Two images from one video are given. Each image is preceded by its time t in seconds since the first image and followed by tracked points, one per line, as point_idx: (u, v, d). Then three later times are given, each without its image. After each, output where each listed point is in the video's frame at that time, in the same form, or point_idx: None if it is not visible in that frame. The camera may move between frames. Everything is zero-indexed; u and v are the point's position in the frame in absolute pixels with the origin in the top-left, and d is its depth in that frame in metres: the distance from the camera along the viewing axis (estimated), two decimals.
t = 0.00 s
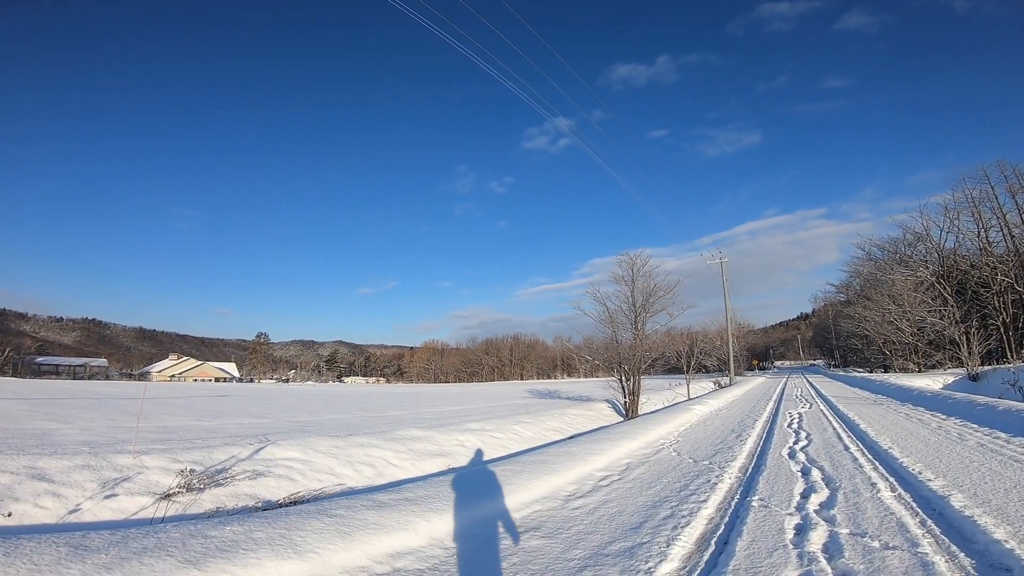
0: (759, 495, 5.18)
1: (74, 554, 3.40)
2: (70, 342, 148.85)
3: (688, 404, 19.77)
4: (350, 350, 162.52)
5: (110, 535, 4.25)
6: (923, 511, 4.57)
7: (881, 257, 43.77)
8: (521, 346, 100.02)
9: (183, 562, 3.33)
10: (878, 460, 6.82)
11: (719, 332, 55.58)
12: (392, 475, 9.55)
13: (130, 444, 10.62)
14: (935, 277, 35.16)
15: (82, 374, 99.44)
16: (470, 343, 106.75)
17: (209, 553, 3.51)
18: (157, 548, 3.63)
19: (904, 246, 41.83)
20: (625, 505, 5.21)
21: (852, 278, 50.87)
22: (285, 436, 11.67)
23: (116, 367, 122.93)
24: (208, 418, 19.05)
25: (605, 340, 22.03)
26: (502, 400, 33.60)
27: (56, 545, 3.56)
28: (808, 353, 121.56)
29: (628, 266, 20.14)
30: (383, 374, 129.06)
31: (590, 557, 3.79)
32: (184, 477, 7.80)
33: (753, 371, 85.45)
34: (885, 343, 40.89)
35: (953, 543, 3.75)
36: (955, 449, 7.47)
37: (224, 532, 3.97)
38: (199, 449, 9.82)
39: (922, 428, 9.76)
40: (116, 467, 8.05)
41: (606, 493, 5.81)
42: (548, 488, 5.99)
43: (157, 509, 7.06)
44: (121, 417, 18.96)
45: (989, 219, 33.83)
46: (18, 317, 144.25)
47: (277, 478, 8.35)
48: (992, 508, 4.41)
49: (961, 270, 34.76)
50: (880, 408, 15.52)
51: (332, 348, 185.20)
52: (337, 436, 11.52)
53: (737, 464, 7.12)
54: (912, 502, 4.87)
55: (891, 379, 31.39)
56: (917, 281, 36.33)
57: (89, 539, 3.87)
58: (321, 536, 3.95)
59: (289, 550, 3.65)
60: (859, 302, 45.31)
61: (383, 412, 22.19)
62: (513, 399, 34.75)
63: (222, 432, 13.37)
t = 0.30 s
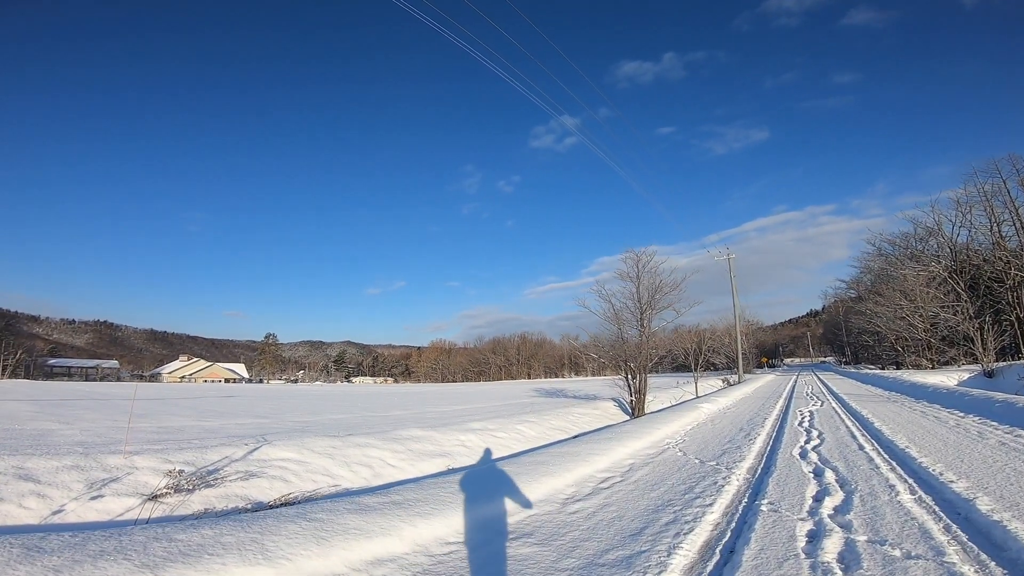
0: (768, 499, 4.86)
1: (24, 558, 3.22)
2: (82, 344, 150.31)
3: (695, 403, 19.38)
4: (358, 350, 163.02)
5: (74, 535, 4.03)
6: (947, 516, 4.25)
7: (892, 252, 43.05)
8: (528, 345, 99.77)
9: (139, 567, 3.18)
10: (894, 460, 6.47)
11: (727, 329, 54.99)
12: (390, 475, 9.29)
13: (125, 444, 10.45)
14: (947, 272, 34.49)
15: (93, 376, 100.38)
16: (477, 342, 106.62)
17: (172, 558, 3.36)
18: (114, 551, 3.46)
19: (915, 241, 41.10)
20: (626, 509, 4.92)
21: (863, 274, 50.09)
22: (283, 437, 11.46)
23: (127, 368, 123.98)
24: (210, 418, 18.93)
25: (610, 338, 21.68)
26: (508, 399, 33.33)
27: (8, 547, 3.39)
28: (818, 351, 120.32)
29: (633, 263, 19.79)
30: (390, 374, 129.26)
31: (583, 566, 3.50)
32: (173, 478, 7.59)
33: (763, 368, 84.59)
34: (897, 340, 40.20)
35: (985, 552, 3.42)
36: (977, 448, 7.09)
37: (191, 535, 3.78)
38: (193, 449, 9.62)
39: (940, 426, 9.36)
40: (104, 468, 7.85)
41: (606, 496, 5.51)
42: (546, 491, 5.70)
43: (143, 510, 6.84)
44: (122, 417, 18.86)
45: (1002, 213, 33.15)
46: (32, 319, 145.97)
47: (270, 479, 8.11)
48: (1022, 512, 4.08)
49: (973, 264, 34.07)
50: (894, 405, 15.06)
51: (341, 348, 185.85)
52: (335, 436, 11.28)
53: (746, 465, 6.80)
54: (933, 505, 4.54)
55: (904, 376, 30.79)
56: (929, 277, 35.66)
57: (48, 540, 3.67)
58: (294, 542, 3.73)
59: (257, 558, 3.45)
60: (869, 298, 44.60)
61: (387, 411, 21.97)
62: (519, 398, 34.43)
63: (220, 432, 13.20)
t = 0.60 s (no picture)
0: (781, 512, 4.51)
1: None
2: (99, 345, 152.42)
3: (706, 407, 18.93)
4: (369, 352, 163.68)
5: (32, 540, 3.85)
6: (978, 531, 3.88)
7: (908, 252, 42.14)
8: (538, 348, 99.47)
9: None
10: (917, 469, 6.07)
11: (739, 331, 54.15)
12: (387, 481, 9.03)
13: (121, 447, 10.31)
14: (965, 272, 33.65)
15: (108, 377, 101.70)
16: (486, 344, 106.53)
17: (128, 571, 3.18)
18: (68, 558, 3.31)
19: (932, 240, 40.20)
20: (627, 522, 4.59)
21: (878, 275, 49.12)
22: (281, 440, 11.25)
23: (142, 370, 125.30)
24: (214, 420, 18.84)
25: (618, 341, 21.30)
26: (516, 402, 33.03)
27: None
28: (833, 353, 118.36)
29: (641, 264, 19.40)
30: (401, 376, 129.59)
31: None
32: (163, 482, 7.39)
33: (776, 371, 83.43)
34: (913, 342, 39.30)
35: None
36: (1005, 457, 6.66)
37: (154, 545, 3.61)
38: (188, 453, 9.42)
39: (963, 432, 8.90)
40: (94, 471, 7.68)
41: (608, 507, 5.18)
42: (543, 502, 5.39)
43: (129, 515, 6.65)
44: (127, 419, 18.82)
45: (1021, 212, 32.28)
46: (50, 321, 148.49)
47: (263, 484, 7.88)
48: None
49: (992, 264, 33.19)
50: (912, 410, 14.55)
51: (352, 350, 186.75)
52: (334, 440, 11.04)
53: (758, 474, 6.43)
54: (960, 520, 4.17)
55: (921, 379, 30.00)
56: (946, 277, 34.83)
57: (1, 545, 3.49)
58: (265, 556, 3.50)
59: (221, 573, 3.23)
60: (885, 299, 43.69)
61: (391, 414, 21.74)
62: (527, 400, 34.09)
63: (220, 435, 13.05)
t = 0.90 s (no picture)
0: (788, 517, 4.22)
1: None
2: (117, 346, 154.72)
3: (716, 404, 18.55)
4: (381, 351, 164.41)
5: None
6: (1004, 539, 3.57)
7: (926, 245, 41.17)
8: (549, 345, 99.09)
9: None
10: (936, 469, 5.72)
11: (752, 327, 53.34)
12: (385, 480, 8.83)
13: (120, 446, 10.23)
14: (985, 265, 32.76)
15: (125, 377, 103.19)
16: (497, 342, 106.35)
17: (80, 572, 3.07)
18: (20, 556, 3.24)
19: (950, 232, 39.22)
20: (623, 527, 4.33)
21: (895, 269, 48.08)
22: (281, 439, 11.10)
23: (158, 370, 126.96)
24: (220, 419, 18.82)
25: (627, 337, 20.96)
26: (526, 399, 32.79)
27: None
28: (848, 348, 116.49)
29: (649, 259, 19.04)
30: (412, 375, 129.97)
31: None
32: (155, 481, 7.26)
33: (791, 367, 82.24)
34: (932, 336, 38.40)
35: None
36: None
37: (115, 545, 3.52)
38: (185, 452, 9.31)
39: (986, 429, 8.49)
40: (87, 470, 7.59)
41: (605, 510, 4.92)
42: (538, 504, 5.15)
43: (118, 514, 6.53)
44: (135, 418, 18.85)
45: None
46: (70, 323, 151.14)
47: (257, 483, 7.72)
48: None
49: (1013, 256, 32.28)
50: (931, 406, 14.04)
51: (364, 349, 187.70)
52: (334, 439, 10.87)
53: (766, 474, 6.13)
54: (985, 526, 3.86)
55: (941, 374, 29.22)
56: (965, 270, 33.94)
57: None
58: (229, 559, 3.36)
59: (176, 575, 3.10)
60: (902, 293, 42.74)
61: (398, 413, 21.60)
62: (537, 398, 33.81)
63: (221, 434, 12.96)
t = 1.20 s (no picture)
0: (795, 526, 3.96)
1: None
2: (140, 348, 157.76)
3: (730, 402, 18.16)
4: (396, 351, 165.34)
5: None
6: None
7: (948, 237, 40.05)
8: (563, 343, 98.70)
9: None
10: (959, 473, 5.39)
11: (769, 323, 52.42)
12: (387, 482, 8.70)
13: (125, 447, 10.24)
14: (1010, 257, 31.76)
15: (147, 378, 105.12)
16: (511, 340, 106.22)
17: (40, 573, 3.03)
18: None
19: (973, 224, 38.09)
20: (620, 535, 4.11)
21: (916, 262, 46.87)
22: (286, 440, 11.02)
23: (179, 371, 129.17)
24: (231, 420, 18.89)
25: (638, 334, 20.63)
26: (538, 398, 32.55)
27: None
28: (870, 343, 113.98)
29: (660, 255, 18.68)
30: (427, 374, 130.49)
31: None
32: (154, 483, 7.20)
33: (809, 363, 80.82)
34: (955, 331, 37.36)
35: None
36: None
37: (86, 547, 3.47)
38: (188, 453, 9.28)
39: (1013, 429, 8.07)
40: (88, 471, 7.56)
41: (603, 516, 4.70)
42: (535, 509, 4.96)
43: (115, 515, 6.47)
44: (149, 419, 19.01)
45: None
46: (94, 326, 154.50)
47: (257, 485, 7.63)
48: None
49: None
50: (955, 403, 13.51)
51: (380, 349, 188.89)
52: (338, 440, 10.76)
53: (776, 478, 5.84)
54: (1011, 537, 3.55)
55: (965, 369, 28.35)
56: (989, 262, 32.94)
57: None
58: (198, 564, 3.27)
59: None
60: (924, 287, 41.64)
61: (408, 412, 21.54)
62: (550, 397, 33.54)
63: (229, 435, 12.95)
